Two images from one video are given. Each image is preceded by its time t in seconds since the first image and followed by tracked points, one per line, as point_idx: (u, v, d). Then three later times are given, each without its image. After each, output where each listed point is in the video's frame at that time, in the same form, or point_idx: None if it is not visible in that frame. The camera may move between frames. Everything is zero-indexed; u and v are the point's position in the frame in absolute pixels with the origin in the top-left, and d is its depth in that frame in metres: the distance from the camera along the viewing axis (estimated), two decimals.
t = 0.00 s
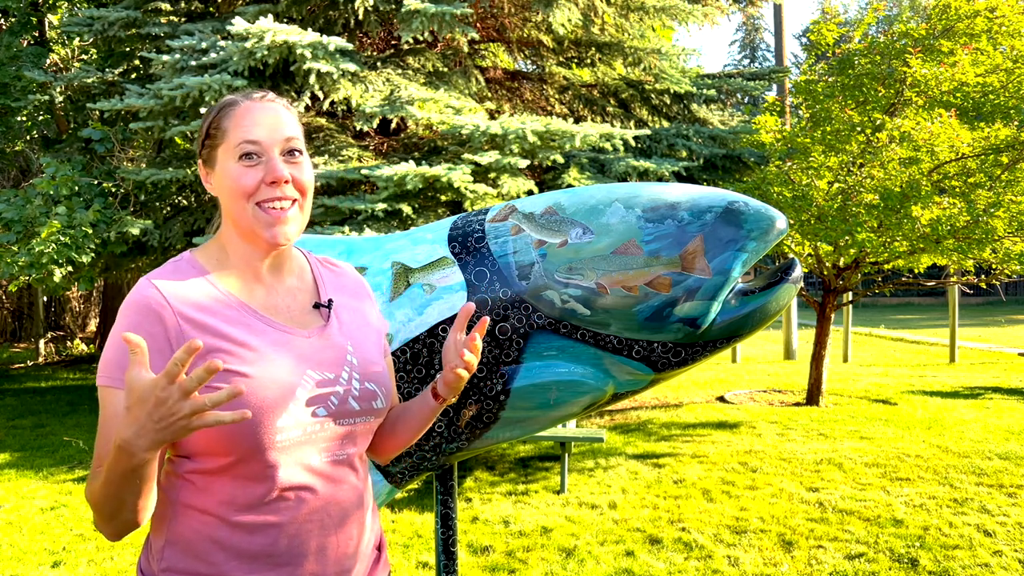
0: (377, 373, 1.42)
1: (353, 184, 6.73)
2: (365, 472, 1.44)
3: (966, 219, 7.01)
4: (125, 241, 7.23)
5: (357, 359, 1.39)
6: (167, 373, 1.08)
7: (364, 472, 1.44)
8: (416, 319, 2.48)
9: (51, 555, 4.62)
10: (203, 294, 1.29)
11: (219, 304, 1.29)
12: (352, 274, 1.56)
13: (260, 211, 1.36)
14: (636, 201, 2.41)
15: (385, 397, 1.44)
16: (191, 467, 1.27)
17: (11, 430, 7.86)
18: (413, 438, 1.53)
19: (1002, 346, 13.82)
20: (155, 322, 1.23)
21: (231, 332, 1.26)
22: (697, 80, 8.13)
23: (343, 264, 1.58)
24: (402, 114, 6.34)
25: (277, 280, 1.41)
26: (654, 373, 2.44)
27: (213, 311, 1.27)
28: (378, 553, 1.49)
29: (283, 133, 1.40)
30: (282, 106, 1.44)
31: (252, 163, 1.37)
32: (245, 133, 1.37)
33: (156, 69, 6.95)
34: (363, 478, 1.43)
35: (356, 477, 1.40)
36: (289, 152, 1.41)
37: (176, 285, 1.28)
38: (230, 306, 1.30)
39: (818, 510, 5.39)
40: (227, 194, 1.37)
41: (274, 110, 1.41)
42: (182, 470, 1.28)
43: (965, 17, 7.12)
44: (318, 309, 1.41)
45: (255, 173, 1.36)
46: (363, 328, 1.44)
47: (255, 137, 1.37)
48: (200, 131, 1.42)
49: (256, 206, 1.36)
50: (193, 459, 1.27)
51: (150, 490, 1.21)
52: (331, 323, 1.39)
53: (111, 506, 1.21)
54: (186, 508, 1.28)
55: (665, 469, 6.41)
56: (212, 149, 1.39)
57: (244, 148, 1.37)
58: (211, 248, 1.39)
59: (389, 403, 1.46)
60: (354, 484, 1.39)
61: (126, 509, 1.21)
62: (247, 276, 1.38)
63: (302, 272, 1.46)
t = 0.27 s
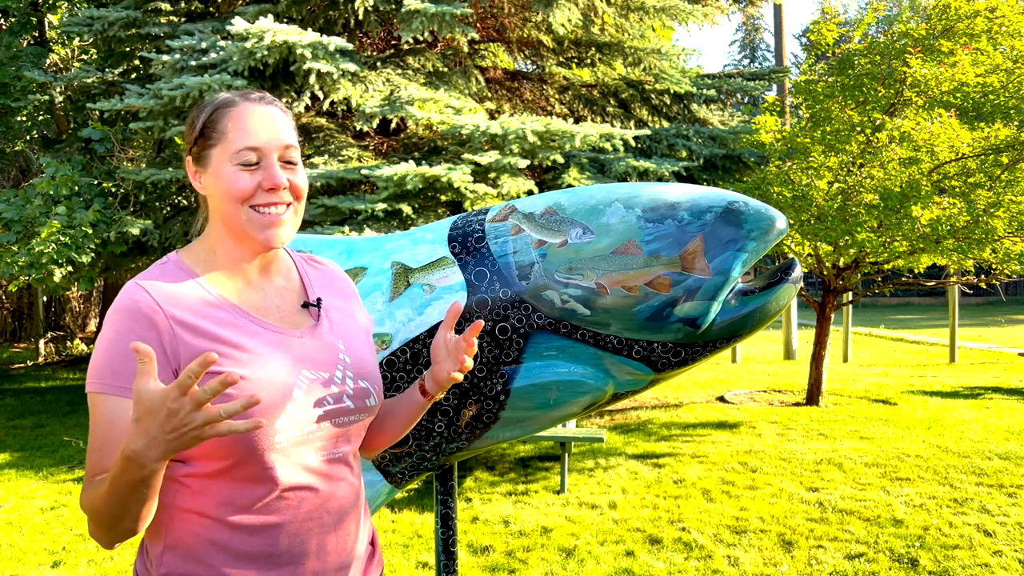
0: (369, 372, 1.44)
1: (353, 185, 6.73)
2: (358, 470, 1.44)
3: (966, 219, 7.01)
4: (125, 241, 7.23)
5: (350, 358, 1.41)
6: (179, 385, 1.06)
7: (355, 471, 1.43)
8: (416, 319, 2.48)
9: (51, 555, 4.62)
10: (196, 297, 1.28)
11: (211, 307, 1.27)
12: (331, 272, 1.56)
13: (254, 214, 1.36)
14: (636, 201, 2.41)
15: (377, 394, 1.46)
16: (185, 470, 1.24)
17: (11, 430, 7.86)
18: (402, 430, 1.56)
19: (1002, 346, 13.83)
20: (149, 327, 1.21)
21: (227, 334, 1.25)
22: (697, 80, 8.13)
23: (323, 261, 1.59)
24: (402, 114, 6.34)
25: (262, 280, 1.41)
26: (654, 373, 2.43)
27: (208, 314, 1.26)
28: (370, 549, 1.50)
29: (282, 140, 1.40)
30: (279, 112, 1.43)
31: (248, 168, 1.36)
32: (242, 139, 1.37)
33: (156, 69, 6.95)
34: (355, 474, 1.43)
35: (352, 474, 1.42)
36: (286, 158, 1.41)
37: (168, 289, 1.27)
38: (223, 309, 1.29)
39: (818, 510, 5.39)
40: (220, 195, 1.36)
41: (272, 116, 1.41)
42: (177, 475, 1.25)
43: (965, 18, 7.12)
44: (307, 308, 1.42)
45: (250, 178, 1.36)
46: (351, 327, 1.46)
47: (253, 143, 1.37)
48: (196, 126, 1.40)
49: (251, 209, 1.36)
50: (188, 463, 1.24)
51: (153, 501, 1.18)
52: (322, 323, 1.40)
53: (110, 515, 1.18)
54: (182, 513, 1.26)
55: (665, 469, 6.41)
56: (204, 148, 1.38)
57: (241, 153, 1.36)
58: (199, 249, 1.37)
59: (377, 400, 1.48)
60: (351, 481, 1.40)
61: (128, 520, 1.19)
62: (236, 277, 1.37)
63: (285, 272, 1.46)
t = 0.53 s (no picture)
0: (393, 366, 1.43)
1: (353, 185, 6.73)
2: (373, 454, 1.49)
3: (967, 219, 7.00)
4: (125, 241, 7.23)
5: (376, 352, 1.39)
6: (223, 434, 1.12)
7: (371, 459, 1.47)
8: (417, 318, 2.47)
9: (51, 555, 4.62)
10: (242, 284, 1.30)
11: (256, 294, 1.30)
12: (367, 273, 1.56)
13: (314, 226, 1.37)
14: (636, 201, 2.41)
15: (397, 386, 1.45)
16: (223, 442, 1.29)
17: (11, 430, 7.86)
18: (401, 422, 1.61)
19: (1002, 346, 13.82)
20: (201, 310, 1.24)
21: (268, 320, 1.27)
22: (697, 80, 8.13)
23: (359, 263, 1.59)
24: (402, 114, 6.34)
25: (309, 276, 1.40)
26: (654, 373, 2.43)
27: (253, 301, 1.29)
28: (371, 529, 1.57)
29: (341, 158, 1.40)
30: (338, 130, 1.43)
31: (313, 184, 1.37)
32: (311, 157, 1.37)
33: (156, 69, 6.95)
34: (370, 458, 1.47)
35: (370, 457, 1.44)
36: (343, 178, 1.41)
37: (218, 275, 1.30)
38: (267, 297, 1.30)
39: (818, 510, 5.39)
40: (285, 208, 1.36)
41: (333, 136, 1.41)
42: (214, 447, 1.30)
43: (965, 17, 7.12)
44: (342, 304, 1.41)
45: (314, 193, 1.36)
46: (384, 323, 1.45)
47: (319, 161, 1.38)
48: (260, 139, 1.41)
49: (312, 222, 1.36)
50: (225, 437, 1.29)
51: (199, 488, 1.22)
52: (353, 319, 1.39)
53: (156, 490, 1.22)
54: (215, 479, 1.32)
55: (665, 469, 6.41)
56: (269, 164, 1.38)
57: (306, 170, 1.37)
58: (251, 246, 1.37)
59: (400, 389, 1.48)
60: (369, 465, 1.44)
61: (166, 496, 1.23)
62: (285, 272, 1.37)
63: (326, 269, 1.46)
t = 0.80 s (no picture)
0: (349, 377, 1.40)
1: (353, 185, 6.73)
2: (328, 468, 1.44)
3: (966, 219, 7.01)
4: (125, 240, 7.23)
5: (332, 363, 1.36)
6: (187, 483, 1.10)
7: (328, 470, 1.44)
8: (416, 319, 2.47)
9: (51, 555, 4.62)
10: (194, 288, 1.26)
11: (208, 299, 1.26)
12: (326, 286, 1.52)
13: (251, 224, 1.33)
14: (636, 200, 2.41)
15: (354, 398, 1.41)
16: (173, 453, 1.23)
17: (11, 430, 7.86)
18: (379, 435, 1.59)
19: (1002, 346, 13.83)
20: (150, 315, 1.19)
21: (218, 327, 1.23)
22: (697, 80, 8.13)
23: (314, 276, 1.55)
24: (402, 113, 6.34)
25: (263, 285, 1.37)
26: (654, 373, 2.43)
27: (203, 306, 1.24)
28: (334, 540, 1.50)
29: (284, 156, 1.37)
30: (289, 131, 1.41)
31: (249, 180, 1.34)
32: (249, 155, 1.34)
33: (156, 69, 6.95)
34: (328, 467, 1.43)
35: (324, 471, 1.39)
36: (287, 175, 1.38)
37: (171, 277, 1.25)
38: (220, 303, 1.26)
39: (818, 510, 5.39)
40: (222, 205, 1.34)
41: (279, 134, 1.38)
42: (163, 459, 1.24)
43: (965, 17, 7.12)
44: (297, 313, 1.38)
45: (249, 190, 1.34)
46: (340, 335, 1.42)
47: (257, 158, 1.34)
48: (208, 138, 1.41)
49: (247, 219, 1.33)
50: (174, 445, 1.23)
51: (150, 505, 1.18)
52: (309, 328, 1.36)
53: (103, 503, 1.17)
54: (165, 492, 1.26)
55: (665, 469, 6.41)
56: (215, 164, 1.37)
57: (245, 167, 1.34)
58: (200, 250, 1.34)
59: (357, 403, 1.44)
60: (322, 478, 1.39)
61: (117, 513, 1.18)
62: (236, 278, 1.33)
63: (282, 279, 1.42)
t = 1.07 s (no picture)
0: (296, 386, 1.37)
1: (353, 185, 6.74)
2: (278, 477, 1.40)
3: (966, 219, 7.01)
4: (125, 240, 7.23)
5: (277, 371, 1.33)
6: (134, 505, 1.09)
7: (279, 478, 1.41)
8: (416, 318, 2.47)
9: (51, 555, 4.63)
10: (133, 292, 1.23)
11: (146, 304, 1.23)
12: (284, 292, 1.49)
13: (199, 235, 1.30)
14: (636, 200, 2.42)
15: (301, 408, 1.38)
16: (110, 459, 1.21)
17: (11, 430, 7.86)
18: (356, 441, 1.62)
19: (1002, 346, 13.83)
20: (85, 318, 1.17)
21: (154, 331, 1.20)
22: (697, 80, 8.14)
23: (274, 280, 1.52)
24: (402, 114, 6.34)
25: (212, 290, 1.34)
26: (654, 373, 2.43)
27: (140, 311, 1.21)
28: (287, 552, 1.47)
29: (238, 168, 1.33)
30: (247, 139, 1.37)
31: (201, 190, 1.30)
32: (202, 163, 1.31)
33: (155, 69, 6.95)
34: (277, 476, 1.40)
35: (268, 481, 1.36)
36: (240, 186, 1.34)
37: (110, 280, 1.22)
38: (157, 308, 1.23)
39: (817, 510, 5.39)
40: (170, 212, 1.30)
41: (234, 143, 1.34)
42: (101, 465, 1.22)
43: (965, 17, 7.12)
44: (245, 319, 1.35)
45: (199, 200, 1.30)
46: (288, 343, 1.39)
47: (209, 167, 1.31)
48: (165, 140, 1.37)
49: (196, 229, 1.30)
50: (112, 451, 1.21)
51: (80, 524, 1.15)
52: (255, 335, 1.33)
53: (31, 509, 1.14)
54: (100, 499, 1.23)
55: (665, 469, 6.41)
56: (167, 168, 1.33)
57: (196, 176, 1.30)
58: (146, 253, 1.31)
59: (305, 413, 1.41)
60: (266, 488, 1.35)
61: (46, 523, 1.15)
62: (183, 283, 1.30)
63: (234, 284, 1.39)
